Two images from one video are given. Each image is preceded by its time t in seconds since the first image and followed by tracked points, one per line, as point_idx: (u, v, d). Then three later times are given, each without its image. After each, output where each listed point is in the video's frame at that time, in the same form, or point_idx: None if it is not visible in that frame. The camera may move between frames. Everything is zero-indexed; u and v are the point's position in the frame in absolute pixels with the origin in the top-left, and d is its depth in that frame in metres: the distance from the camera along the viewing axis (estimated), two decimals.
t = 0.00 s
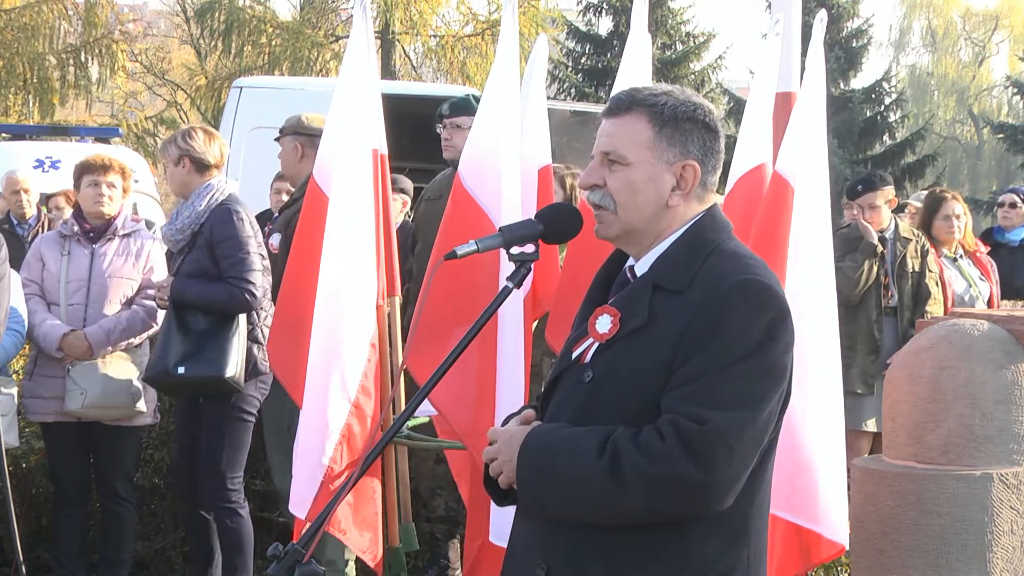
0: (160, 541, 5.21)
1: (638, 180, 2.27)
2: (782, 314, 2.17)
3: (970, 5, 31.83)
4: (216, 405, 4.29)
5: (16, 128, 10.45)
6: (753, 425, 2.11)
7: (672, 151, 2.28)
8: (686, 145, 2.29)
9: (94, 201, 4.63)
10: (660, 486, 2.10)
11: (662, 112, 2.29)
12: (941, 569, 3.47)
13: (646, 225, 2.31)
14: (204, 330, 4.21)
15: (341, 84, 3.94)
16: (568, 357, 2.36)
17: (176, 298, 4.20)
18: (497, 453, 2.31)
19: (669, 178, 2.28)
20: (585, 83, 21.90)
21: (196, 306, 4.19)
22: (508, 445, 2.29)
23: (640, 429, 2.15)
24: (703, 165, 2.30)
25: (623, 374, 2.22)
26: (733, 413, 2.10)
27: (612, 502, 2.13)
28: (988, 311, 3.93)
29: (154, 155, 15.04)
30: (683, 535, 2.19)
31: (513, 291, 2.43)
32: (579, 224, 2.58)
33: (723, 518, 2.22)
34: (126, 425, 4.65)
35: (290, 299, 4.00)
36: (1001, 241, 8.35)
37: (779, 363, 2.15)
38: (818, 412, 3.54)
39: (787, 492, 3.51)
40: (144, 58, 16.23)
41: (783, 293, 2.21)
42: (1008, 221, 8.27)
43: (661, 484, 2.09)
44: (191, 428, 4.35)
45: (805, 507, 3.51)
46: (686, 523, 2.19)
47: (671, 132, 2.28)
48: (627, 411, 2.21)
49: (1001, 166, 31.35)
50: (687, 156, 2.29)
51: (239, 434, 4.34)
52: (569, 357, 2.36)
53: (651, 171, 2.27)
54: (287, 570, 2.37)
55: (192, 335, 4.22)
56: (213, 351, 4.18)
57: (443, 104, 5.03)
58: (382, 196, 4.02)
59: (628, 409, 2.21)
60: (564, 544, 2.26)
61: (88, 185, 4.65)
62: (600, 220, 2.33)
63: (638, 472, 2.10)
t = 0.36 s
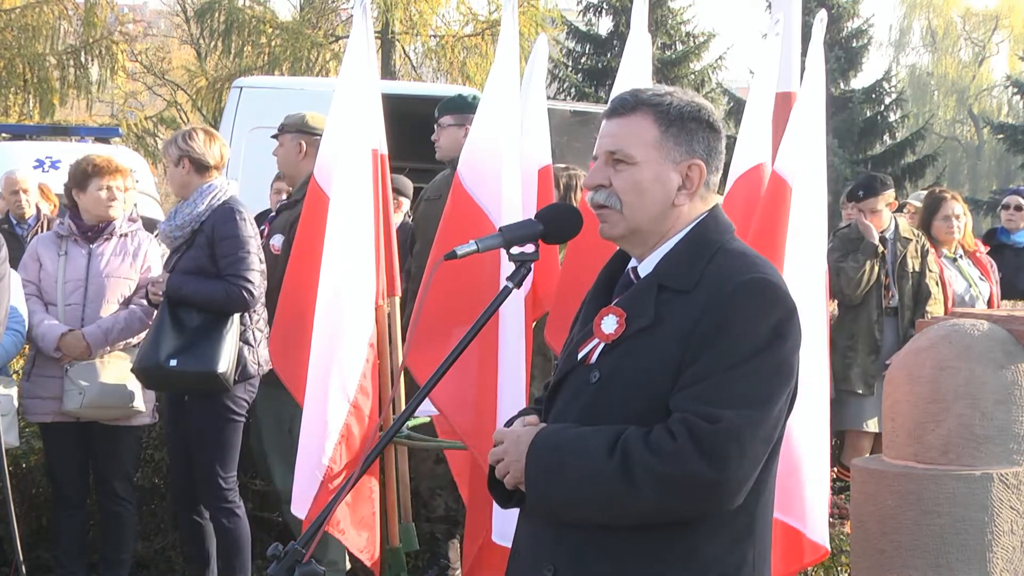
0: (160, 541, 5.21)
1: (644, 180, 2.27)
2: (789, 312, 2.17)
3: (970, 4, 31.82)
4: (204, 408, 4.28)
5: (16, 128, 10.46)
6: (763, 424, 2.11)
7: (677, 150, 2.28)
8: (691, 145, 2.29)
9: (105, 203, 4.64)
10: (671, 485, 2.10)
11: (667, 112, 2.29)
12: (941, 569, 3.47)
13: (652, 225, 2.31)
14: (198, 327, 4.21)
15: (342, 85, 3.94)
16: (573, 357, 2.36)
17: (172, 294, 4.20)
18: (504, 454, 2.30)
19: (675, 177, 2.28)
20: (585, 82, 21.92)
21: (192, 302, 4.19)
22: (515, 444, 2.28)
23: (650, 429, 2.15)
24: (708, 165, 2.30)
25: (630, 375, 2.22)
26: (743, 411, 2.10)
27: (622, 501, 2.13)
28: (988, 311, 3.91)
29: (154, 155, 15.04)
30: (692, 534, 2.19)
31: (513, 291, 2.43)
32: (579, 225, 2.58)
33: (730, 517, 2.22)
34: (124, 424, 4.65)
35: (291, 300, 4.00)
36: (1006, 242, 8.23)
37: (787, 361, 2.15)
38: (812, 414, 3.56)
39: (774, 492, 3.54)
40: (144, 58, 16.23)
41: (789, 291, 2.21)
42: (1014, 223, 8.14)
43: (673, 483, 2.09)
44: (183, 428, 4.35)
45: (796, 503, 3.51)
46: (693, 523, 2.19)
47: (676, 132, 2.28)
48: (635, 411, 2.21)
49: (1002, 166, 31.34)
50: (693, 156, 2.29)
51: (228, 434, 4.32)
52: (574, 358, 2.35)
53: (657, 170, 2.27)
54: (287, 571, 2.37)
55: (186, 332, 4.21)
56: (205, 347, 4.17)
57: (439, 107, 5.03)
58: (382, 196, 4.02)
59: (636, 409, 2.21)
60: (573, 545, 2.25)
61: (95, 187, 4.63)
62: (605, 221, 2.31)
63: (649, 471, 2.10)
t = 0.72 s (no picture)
0: (160, 541, 5.21)
1: (645, 180, 2.26)
2: (792, 306, 2.17)
3: (970, 4, 31.83)
4: (205, 407, 4.28)
5: (16, 128, 10.46)
6: (769, 416, 2.12)
7: (678, 150, 2.28)
8: (691, 145, 2.29)
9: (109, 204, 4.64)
10: (679, 479, 2.10)
11: (667, 112, 2.29)
12: (941, 569, 3.47)
13: (652, 224, 2.31)
14: (196, 327, 4.20)
15: (341, 84, 3.94)
16: (576, 355, 2.35)
17: (171, 293, 4.21)
18: (509, 450, 2.31)
19: (675, 177, 2.28)
20: (585, 83, 21.91)
21: (193, 301, 4.19)
22: (520, 441, 2.29)
23: (655, 424, 2.15)
24: (708, 165, 2.31)
25: (633, 371, 2.22)
26: (749, 404, 2.10)
27: (630, 496, 2.13)
28: (988, 311, 3.90)
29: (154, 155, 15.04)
30: (699, 529, 2.19)
31: (513, 291, 2.43)
32: (579, 225, 2.58)
33: (736, 512, 2.22)
34: (122, 424, 4.65)
35: (292, 300, 4.01)
36: (1010, 243, 8.19)
37: (791, 355, 2.15)
38: (812, 415, 3.62)
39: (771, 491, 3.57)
40: (144, 58, 16.23)
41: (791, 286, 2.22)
42: (1018, 224, 8.11)
43: (680, 477, 2.09)
44: (181, 427, 4.35)
45: (790, 497, 3.56)
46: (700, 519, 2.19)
47: (677, 132, 2.29)
48: (639, 408, 2.21)
49: (1002, 166, 31.34)
50: (693, 156, 2.29)
51: (227, 433, 4.32)
52: (576, 356, 2.35)
53: (658, 170, 2.27)
54: (287, 570, 2.37)
55: (185, 332, 4.20)
56: (204, 347, 4.17)
57: (434, 109, 5.03)
58: (382, 195, 4.02)
59: (640, 405, 2.21)
60: (580, 541, 2.25)
61: (97, 188, 4.62)
62: (605, 220, 2.31)
63: (656, 465, 2.10)
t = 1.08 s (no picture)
0: (160, 541, 5.21)
1: (647, 181, 2.26)
2: (795, 309, 2.18)
3: (970, 4, 31.86)
4: (204, 408, 4.28)
5: (16, 128, 10.45)
6: (774, 419, 2.13)
7: (680, 151, 2.28)
8: (692, 145, 2.29)
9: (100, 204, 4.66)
10: (684, 482, 2.10)
11: (669, 112, 2.29)
12: (941, 569, 3.46)
13: (654, 225, 2.31)
14: (198, 328, 4.20)
15: (341, 84, 3.94)
16: (577, 357, 2.34)
17: (172, 293, 4.21)
18: (511, 452, 2.31)
19: (677, 178, 2.28)
20: (585, 83, 21.91)
21: (194, 302, 4.19)
22: (523, 443, 2.29)
23: (660, 427, 2.15)
24: (709, 166, 2.31)
25: (636, 373, 2.21)
26: (754, 407, 2.11)
27: (635, 499, 2.13)
28: (988, 311, 3.90)
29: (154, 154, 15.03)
30: (702, 531, 2.19)
31: (513, 292, 2.43)
32: (579, 225, 2.58)
33: (739, 514, 2.23)
34: (121, 425, 4.67)
35: (293, 300, 4.01)
36: (1013, 242, 8.21)
37: (795, 358, 2.16)
38: (823, 407, 3.61)
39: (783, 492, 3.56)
40: (144, 58, 16.22)
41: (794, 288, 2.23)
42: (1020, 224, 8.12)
43: (686, 480, 2.10)
44: (183, 428, 4.35)
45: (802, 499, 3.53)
46: (703, 521, 2.19)
47: (678, 133, 2.28)
48: (642, 410, 2.21)
49: (1002, 166, 31.34)
50: (694, 157, 2.29)
51: (228, 433, 4.32)
52: (578, 358, 2.34)
53: (660, 171, 2.27)
54: (287, 571, 2.37)
55: (189, 333, 4.20)
56: (206, 347, 4.17)
57: (433, 109, 5.03)
58: (382, 196, 4.02)
59: (643, 408, 2.21)
60: (583, 543, 2.25)
61: (89, 188, 4.62)
62: (606, 221, 2.31)
63: (662, 468, 2.10)
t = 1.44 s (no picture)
0: (161, 541, 5.19)
1: (645, 181, 2.26)
2: (795, 312, 2.19)
3: (970, 4, 31.85)
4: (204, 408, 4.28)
5: (15, 127, 10.45)
6: (774, 422, 2.14)
7: (679, 152, 2.28)
8: (691, 147, 2.30)
9: (88, 204, 4.67)
10: (685, 484, 2.11)
11: (667, 113, 2.29)
12: (941, 569, 3.44)
13: (652, 225, 2.30)
14: (199, 328, 4.21)
15: (341, 84, 3.94)
16: (574, 357, 2.33)
17: (174, 294, 4.20)
18: (508, 454, 2.30)
19: (675, 179, 2.28)
20: (585, 83, 21.90)
21: (195, 303, 4.19)
22: (521, 445, 2.28)
23: (661, 429, 2.15)
24: (706, 166, 2.31)
25: (635, 374, 2.21)
26: (754, 409, 2.12)
27: (634, 500, 2.13)
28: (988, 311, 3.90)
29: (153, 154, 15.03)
30: (701, 532, 2.19)
31: (513, 292, 2.44)
32: (579, 224, 2.58)
33: (737, 515, 2.23)
34: (110, 425, 4.63)
35: (292, 299, 4.01)
36: (1013, 243, 8.21)
37: (794, 361, 2.18)
38: (837, 401, 3.28)
39: (805, 491, 3.27)
40: (143, 58, 16.22)
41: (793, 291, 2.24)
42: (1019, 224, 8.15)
43: (687, 482, 2.10)
44: (184, 429, 4.35)
45: (829, 505, 3.23)
46: (701, 523, 2.19)
47: (677, 134, 2.29)
48: (642, 411, 2.20)
49: (1002, 166, 31.34)
50: (693, 158, 2.29)
51: (229, 434, 4.32)
52: (574, 358, 2.33)
53: (658, 172, 2.27)
54: (287, 571, 2.37)
55: (190, 333, 4.21)
56: (208, 347, 4.18)
57: (431, 109, 5.03)
58: (382, 196, 4.02)
59: (643, 409, 2.20)
60: (581, 543, 2.25)
61: (72, 191, 4.62)
62: (604, 221, 2.30)
63: (663, 470, 2.10)
